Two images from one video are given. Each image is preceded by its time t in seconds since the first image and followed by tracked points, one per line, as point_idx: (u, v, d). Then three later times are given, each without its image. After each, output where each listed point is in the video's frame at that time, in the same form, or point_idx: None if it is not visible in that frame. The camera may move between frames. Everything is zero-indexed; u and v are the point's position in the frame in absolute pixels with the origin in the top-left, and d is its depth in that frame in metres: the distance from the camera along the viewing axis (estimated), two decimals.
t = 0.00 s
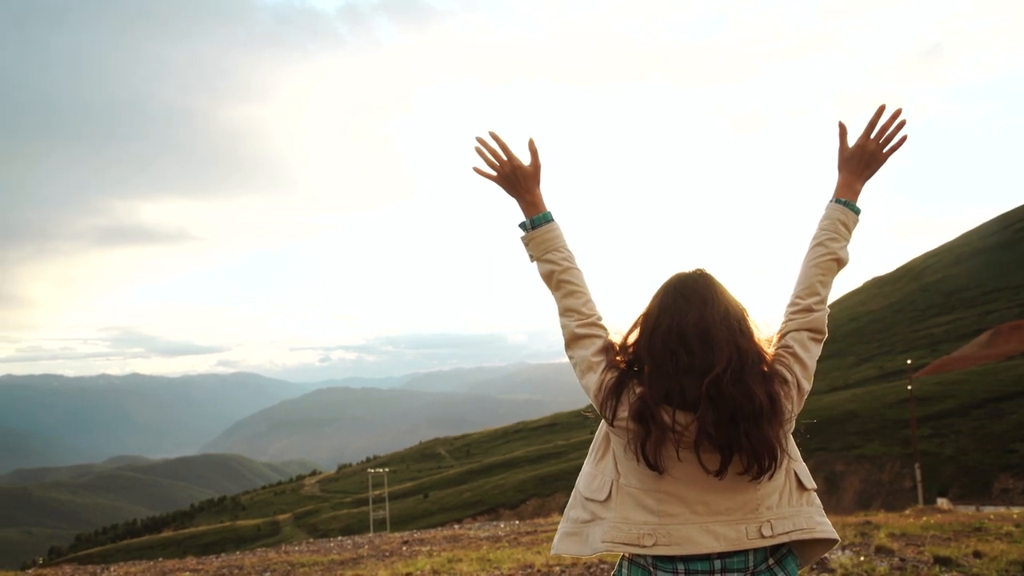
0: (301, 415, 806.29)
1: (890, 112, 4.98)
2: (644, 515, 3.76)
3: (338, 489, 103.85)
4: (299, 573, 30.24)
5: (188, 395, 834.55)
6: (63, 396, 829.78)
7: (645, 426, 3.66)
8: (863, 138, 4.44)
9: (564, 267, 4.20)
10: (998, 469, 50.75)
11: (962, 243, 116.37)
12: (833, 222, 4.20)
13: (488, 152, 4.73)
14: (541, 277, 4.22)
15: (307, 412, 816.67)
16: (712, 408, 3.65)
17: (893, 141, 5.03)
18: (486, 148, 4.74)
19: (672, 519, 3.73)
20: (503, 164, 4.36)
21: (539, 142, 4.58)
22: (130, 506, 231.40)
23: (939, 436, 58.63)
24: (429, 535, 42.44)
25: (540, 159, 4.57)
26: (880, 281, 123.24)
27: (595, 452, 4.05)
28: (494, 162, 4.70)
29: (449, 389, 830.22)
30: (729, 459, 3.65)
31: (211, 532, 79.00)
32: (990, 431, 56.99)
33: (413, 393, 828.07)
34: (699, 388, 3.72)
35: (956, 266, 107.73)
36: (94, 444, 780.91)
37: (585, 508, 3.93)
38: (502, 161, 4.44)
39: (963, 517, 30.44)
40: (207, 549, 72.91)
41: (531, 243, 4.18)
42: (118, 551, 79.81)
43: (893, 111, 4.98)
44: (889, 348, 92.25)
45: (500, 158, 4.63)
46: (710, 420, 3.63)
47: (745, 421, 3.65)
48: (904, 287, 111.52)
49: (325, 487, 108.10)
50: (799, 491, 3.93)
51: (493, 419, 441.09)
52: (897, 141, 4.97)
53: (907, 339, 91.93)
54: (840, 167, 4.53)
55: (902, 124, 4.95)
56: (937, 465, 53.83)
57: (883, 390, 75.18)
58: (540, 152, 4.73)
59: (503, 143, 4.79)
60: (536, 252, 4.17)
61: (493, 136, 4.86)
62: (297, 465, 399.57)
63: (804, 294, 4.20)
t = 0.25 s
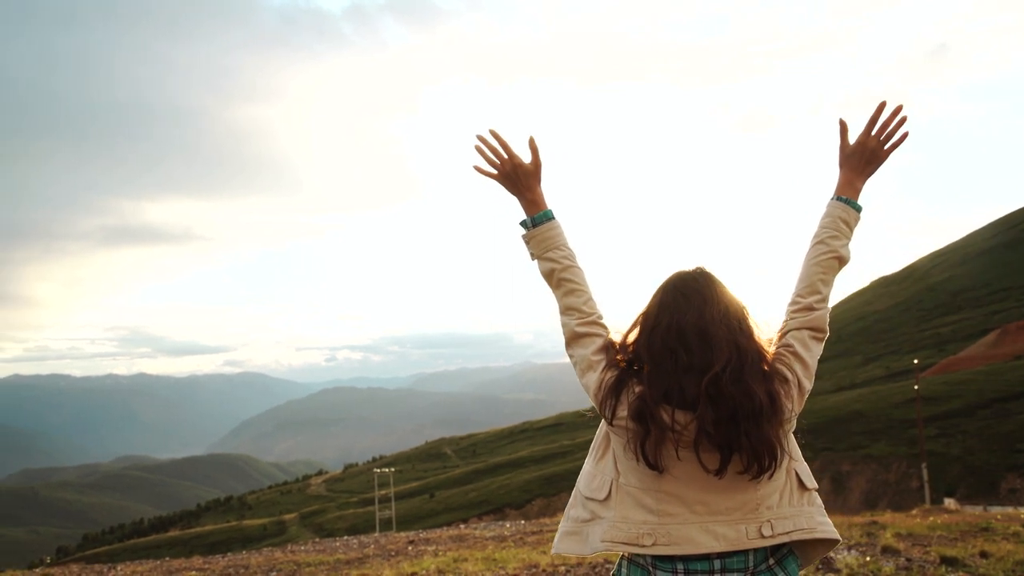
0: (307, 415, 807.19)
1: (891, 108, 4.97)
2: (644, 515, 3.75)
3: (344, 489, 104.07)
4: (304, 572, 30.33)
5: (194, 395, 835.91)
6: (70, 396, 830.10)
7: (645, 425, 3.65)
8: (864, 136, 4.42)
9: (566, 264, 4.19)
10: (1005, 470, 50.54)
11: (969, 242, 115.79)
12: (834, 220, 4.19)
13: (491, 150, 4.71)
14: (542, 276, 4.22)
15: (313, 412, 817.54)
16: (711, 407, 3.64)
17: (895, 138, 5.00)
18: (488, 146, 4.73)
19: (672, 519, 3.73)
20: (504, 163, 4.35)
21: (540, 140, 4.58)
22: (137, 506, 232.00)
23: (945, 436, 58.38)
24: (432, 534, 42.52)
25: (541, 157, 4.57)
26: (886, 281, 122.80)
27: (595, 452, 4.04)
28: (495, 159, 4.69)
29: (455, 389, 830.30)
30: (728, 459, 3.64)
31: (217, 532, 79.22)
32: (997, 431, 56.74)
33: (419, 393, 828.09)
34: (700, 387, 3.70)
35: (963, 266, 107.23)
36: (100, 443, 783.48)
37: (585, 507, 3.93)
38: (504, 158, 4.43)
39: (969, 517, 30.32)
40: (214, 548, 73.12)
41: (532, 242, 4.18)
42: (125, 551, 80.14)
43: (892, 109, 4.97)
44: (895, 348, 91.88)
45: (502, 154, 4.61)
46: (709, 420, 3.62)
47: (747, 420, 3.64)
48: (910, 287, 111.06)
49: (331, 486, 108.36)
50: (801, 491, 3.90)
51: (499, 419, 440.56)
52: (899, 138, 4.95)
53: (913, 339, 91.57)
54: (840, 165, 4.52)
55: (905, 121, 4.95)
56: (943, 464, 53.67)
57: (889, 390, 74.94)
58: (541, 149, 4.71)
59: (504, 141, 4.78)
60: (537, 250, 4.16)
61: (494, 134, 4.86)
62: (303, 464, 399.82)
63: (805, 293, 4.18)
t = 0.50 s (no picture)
0: (312, 414, 808.09)
1: (890, 105, 4.95)
2: (641, 513, 3.74)
3: (350, 489, 104.27)
4: (311, 572, 30.41)
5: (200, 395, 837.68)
6: (75, 396, 830.09)
7: (642, 424, 3.65)
8: (865, 132, 4.39)
9: (563, 263, 4.18)
10: (1012, 470, 50.36)
11: (977, 241, 115.30)
12: (833, 217, 4.17)
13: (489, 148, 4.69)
14: (541, 273, 4.21)
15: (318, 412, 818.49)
16: (709, 405, 3.63)
17: (895, 135, 4.98)
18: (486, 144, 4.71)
19: (670, 519, 3.71)
20: (502, 161, 4.34)
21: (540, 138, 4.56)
22: (145, 506, 232.60)
23: (952, 436, 58.19)
24: (439, 534, 42.57)
25: (541, 154, 4.56)
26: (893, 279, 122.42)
27: (593, 451, 4.03)
28: (494, 157, 4.67)
29: (460, 388, 830.45)
30: (727, 457, 3.62)
31: (224, 531, 79.46)
32: (1005, 431, 56.53)
33: (424, 393, 828.28)
34: (697, 384, 3.69)
35: (970, 265, 106.78)
36: (106, 443, 785.86)
37: (583, 507, 3.91)
38: (502, 156, 4.42)
39: (976, 518, 30.25)
40: (220, 547, 73.33)
41: (530, 239, 4.17)
42: (132, 550, 80.44)
43: (890, 105, 4.96)
44: (902, 348, 91.59)
45: (501, 152, 4.59)
46: (705, 418, 3.62)
47: (743, 418, 3.63)
48: (918, 286, 110.67)
49: (337, 486, 108.62)
50: (800, 490, 3.88)
51: (505, 419, 440.39)
52: (898, 135, 4.91)
53: (920, 338, 91.26)
54: (839, 161, 4.49)
55: (903, 119, 4.93)
56: (950, 464, 53.50)
57: (896, 389, 74.69)
58: (540, 147, 4.70)
59: (504, 139, 4.76)
60: (536, 248, 4.16)
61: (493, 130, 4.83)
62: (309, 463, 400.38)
63: (804, 291, 4.15)
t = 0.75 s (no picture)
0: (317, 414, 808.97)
1: (889, 101, 4.92)
2: (637, 513, 3.73)
3: (356, 488, 104.38)
4: (316, 571, 30.46)
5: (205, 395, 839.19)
6: (80, 396, 831.10)
7: (638, 423, 3.63)
8: (864, 128, 4.38)
9: (560, 261, 4.16)
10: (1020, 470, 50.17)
11: (984, 240, 114.81)
12: (832, 215, 4.14)
13: (486, 146, 4.68)
14: (539, 271, 4.18)
15: (323, 412, 819.41)
16: (703, 404, 3.62)
17: (893, 133, 4.96)
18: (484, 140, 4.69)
19: (665, 518, 3.70)
20: (500, 159, 4.33)
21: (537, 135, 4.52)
22: (151, 505, 233.09)
23: (959, 436, 57.99)
24: (445, 533, 42.57)
25: (538, 153, 4.53)
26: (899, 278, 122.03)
27: (590, 450, 4.02)
28: (490, 155, 4.66)
29: (465, 387, 830.60)
30: (724, 456, 3.61)
31: (229, 530, 79.59)
32: (1012, 431, 56.31)
33: (429, 392, 828.52)
34: (693, 384, 3.68)
35: (977, 264, 106.34)
36: (111, 442, 788.04)
37: (581, 505, 3.90)
38: (499, 155, 4.41)
39: (982, 518, 30.15)
40: (226, 547, 73.47)
41: (527, 238, 4.16)
42: (138, 549, 80.66)
43: (890, 102, 4.93)
44: (909, 347, 91.28)
45: (499, 150, 4.57)
46: (703, 417, 3.59)
47: (740, 416, 3.61)
48: (924, 285, 110.27)
49: (343, 485, 108.76)
50: (797, 491, 3.86)
51: (510, 418, 440.22)
52: (899, 130, 4.86)
53: (927, 338, 90.96)
54: (839, 158, 4.46)
55: (903, 116, 4.90)
56: (957, 464, 53.31)
57: (902, 389, 74.46)
58: (538, 144, 4.68)
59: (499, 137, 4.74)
60: (533, 247, 4.15)
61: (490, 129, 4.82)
62: (315, 462, 401.22)
63: (802, 289, 4.14)
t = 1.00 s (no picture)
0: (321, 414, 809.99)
1: (888, 98, 4.91)
2: (634, 512, 3.72)
3: (360, 487, 104.48)
4: (320, 570, 30.48)
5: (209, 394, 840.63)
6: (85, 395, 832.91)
7: (633, 421, 3.63)
8: (860, 126, 4.38)
9: (557, 259, 4.18)
10: None
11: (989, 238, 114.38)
12: (829, 213, 4.15)
13: (482, 143, 4.68)
14: (535, 270, 4.21)
15: (327, 411, 820.14)
16: (699, 403, 3.61)
17: (891, 129, 4.95)
18: (480, 138, 4.69)
19: (662, 516, 3.70)
20: (497, 155, 4.34)
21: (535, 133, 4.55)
22: (156, 504, 233.51)
23: (965, 435, 57.86)
24: (449, 533, 42.58)
25: (535, 151, 4.54)
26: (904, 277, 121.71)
27: (587, 448, 4.01)
28: (487, 152, 4.66)
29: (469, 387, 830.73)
30: (720, 455, 3.60)
31: (234, 529, 79.73)
32: (1018, 431, 56.16)
33: (433, 392, 828.75)
34: (688, 381, 3.68)
35: (983, 263, 106.00)
36: (116, 441, 789.78)
37: (578, 504, 3.90)
38: (496, 152, 4.42)
39: (987, 518, 30.08)
40: (231, 546, 73.58)
41: (524, 236, 4.16)
42: (144, 548, 80.85)
43: (888, 99, 4.92)
44: (914, 347, 91.05)
45: (496, 148, 4.58)
46: (698, 416, 3.59)
47: (735, 414, 3.60)
48: (929, 284, 109.96)
49: (348, 485, 108.91)
50: (796, 488, 3.85)
51: (514, 417, 440.18)
52: (898, 129, 4.86)
53: (932, 337, 90.72)
54: (836, 155, 4.46)
55: (902, 112, 4.89)
56: (963, 464, 53.20)
57: (907, 389, 74.28)
58: (535, 142, 4.69)
59: (495, 135, 4.75)
60: (529, 245, 4.16)
61: (488, 126, 4.84)
62: (320, 462, 401.76)
63: (798, 288, 4.14)
